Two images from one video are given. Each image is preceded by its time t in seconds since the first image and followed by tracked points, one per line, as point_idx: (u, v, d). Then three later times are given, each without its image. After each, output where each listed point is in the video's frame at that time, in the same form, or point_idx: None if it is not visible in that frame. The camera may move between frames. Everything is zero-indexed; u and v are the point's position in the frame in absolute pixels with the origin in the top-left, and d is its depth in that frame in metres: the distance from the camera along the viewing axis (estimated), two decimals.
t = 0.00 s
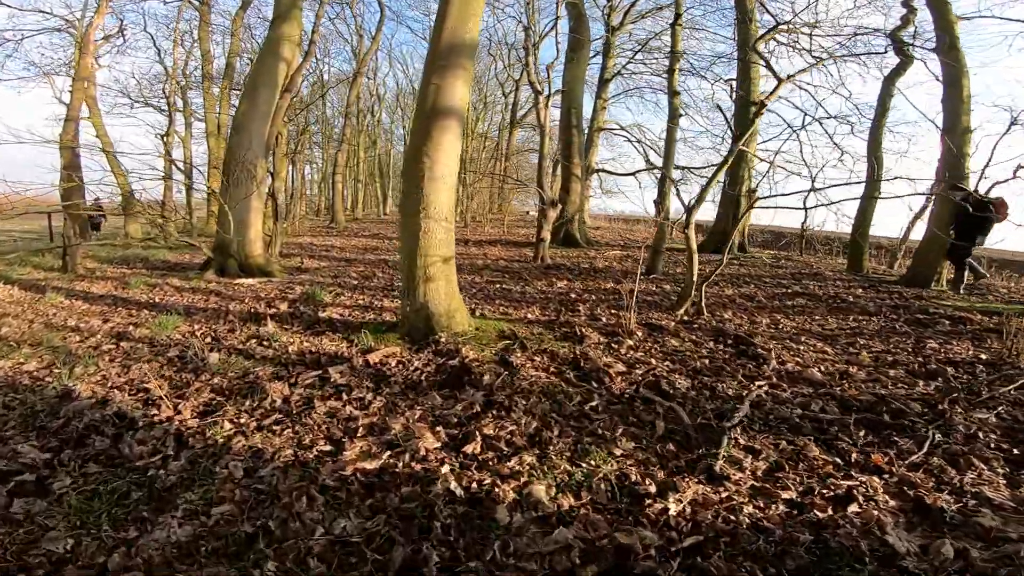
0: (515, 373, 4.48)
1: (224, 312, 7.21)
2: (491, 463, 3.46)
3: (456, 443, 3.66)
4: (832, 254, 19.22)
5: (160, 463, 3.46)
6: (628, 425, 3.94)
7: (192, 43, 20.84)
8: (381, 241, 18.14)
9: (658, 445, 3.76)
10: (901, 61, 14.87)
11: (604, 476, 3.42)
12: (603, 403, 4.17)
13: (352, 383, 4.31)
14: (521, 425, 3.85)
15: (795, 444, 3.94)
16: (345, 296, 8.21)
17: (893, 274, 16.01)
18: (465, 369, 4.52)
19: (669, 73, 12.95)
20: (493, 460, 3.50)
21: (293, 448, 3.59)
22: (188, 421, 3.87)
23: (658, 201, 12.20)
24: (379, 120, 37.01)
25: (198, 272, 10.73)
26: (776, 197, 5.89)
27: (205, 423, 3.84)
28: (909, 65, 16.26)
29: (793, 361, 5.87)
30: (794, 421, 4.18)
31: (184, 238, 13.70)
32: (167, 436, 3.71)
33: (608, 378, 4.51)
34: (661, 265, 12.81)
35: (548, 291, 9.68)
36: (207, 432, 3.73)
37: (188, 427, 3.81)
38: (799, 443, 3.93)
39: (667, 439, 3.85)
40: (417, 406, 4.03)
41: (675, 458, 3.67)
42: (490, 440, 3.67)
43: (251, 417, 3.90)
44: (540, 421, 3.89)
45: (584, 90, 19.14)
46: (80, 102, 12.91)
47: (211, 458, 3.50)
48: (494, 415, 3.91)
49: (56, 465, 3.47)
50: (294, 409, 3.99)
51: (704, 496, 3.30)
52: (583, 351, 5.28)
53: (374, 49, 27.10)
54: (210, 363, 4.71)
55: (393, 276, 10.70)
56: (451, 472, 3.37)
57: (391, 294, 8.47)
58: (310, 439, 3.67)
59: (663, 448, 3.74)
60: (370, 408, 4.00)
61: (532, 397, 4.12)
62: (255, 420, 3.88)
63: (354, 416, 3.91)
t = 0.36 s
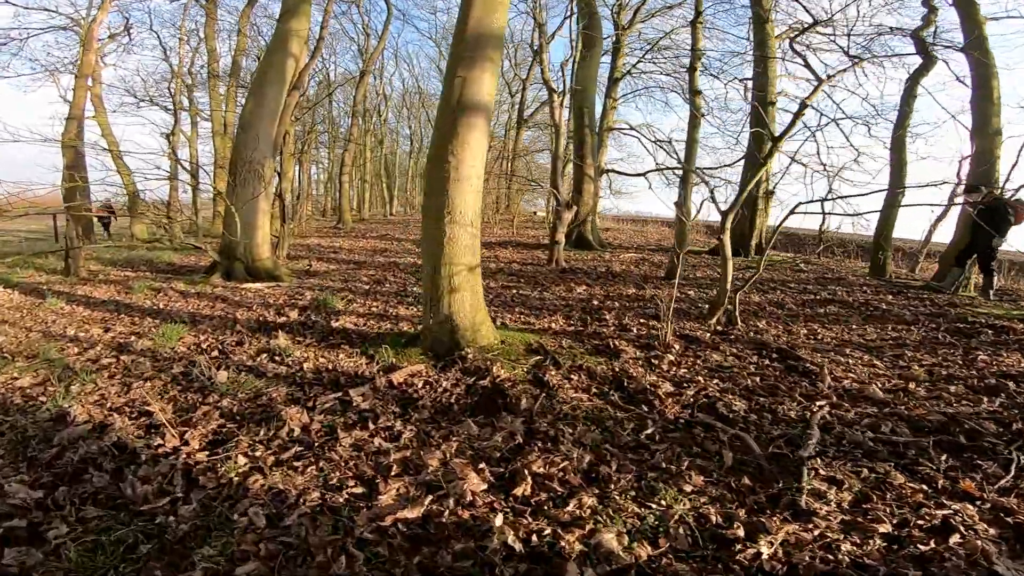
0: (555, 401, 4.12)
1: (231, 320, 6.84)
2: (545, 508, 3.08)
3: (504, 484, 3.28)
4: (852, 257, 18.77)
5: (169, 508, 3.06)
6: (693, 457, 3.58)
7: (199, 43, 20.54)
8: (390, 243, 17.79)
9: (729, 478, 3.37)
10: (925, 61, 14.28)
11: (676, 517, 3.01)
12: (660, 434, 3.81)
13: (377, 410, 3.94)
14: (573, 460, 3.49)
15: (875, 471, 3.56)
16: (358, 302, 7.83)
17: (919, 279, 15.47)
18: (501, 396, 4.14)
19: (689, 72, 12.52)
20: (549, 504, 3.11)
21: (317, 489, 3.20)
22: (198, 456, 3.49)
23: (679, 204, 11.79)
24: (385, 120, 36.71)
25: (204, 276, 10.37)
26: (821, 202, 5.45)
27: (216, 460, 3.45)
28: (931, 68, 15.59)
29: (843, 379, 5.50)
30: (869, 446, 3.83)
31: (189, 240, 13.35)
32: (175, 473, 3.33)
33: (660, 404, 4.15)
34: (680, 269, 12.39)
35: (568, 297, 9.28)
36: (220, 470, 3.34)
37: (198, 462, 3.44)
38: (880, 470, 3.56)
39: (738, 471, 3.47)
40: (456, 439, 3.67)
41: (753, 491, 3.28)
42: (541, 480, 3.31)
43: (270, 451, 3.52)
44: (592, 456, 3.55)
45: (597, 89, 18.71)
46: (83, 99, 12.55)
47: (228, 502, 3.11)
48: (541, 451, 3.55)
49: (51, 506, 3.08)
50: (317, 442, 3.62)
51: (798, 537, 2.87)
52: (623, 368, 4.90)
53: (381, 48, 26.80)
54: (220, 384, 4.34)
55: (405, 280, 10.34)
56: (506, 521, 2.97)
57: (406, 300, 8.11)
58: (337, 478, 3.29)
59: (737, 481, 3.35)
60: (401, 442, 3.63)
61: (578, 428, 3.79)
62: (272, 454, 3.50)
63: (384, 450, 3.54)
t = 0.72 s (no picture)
0: (617, 421, 3.78)
1: (240, 323, 6.42)
2: (638, 546, 2.72)
3: (579, 520, 2.90)
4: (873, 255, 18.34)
5: (182, 557, 2.60)
6: (791, 478, 3.37)
7: (203, 38, 20.07)
8: (397, 241, 17.35)
9: (835, 500, 3.18)
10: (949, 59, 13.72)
11: (794, 548, 2.74)
12: (744, 453, 3.58)
13: (415, 429, 3.56)
14: (656, 488, 3.15)
15: (991, 484, 3.37)
16: (373, 303, 7.40)
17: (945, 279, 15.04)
18: (554, 412, 3.81)
19: (714, 65, 12.04)
20: (640, 541, 2.76)
21: (358, 530, 2.76)
22: (207, 487, 3.06)
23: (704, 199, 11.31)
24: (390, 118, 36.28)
25: (209, 275, 9.93)
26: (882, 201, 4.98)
27: (233, 494, 2.99)
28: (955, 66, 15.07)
29: (908, 387, 5.12)
30: (972, 458, 3.63)
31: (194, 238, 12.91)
32: (184, 511, 2.87)
33: (735, 420, 3.92)
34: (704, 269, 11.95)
35: (591, 297, 8.84)
36: (237, 508, 2.88)
37: (208, 494, 2.99)
38: (996, 483, 3.37)
39: (845, 491, 3.30)
40: (511, 467, 3.29)
41: (870, 511, 3.12)
42: (623, 515, 2.94)
43: (296, 481, 3.09)
44: (677, 481, 3.25)
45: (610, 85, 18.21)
46: (83, 93, 12.10)
47: (250, 548, 2.64)
48: (616, 481, 3.19)
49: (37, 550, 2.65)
50: (349, 471, 3.18)
51: (936, 559, 2.69)
52: (675, 379, 4.53)
53: (388, 46, 26.39)
54: (233, 402, 3.90)
55: (420, 279, 9.97)
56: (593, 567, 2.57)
57: (422, 300, 7.68)
58: (378, 517, 2.84)
59: (848, 502, 3.17)
60: (446, 470, 3.22)
61: (654, 450, 3.51)
62: (297, 485, 3.05)
63: (428, 478, 3.14)
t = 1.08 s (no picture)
0: (669, 455, 3.49)
1: (246, 338, 6.10)
2: None
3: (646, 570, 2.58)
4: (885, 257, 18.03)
5: None
6: (864, 509, 3.05)
7: (203, 39, 19.78)
8: (400, 244, 17.02)
9: (913, 530, 2.87)
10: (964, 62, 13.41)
11: None
12: (810, 482, 3.28)
13: (455, 469, 3.27)
14: (726, 528, 2.84)
15: None
16: (382, 312, 7.08)
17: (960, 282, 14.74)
18: (598, 443, 3.55)
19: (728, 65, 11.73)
20: None
21: None
22: (228, 538, 2.76)
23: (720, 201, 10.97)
24: (391, 119, 35.99)
25: (210, 281, 9.59)
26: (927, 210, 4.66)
27: (260, 549, 2.67)
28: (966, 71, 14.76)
29: (960, 404, 4.80)
30: None
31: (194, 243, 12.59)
32: (205, 566, 2.55)
33: (793, 445, 3.64)
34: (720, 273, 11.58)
35: (607, 305, 8.51)
36: (266, 563, 2.57)
37: (232, 546, 2.69)
38: None
39: (917, 521, 2.96)
40: (561, 509, 2.99)
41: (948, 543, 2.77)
42: (701, 559, 2.62)
43: (327, 532, 2.78)
44: (747, 518, 2.95)
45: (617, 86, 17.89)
46: (80, 93, 11.77)
47: None
48: (683, 523, 2.88)
49: None
50: (387, 519, 2.87)
51: None
52: (717, 403, 4.23)
53: (390, 46, 26.13)
54: (250, 437, 3.63)
55: (430, 285, 9.66)
56: None
57: (434, 309, 7.36)
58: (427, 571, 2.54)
59: (927, 533, 2.84)
60: (493, 516, 2.92)
61: (715, 484, 3.20)
62: (330, 535, 2.76)
63: (473, 526, 2.83)
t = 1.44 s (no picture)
0: (725, 475, 3.13)
1: (242, 340, 5.70)
2: None
3: None
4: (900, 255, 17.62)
5: None
6: (957, 526, 2.70)
7: (202, 36, 19.40)
8: (402, 243, 16.63)
9: (1015, 546, 2.52)
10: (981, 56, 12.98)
11: None
12: (889, 500, 2.96)
13: (482, 497, 2.90)
14: (811, 555, 2.47)
15: None
16: (388, 312, 6.69)
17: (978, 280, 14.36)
18: (644, 462, 3.20)
19: (744, 59, 11.35)
20: None
21: None
22: None
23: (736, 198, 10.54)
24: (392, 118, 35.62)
25: (206, 281, 9.19)
26: (980, 200, 4.29)
27: None
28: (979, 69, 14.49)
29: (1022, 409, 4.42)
30: None
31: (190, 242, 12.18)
32: None
33: (862, 459, 3.38)
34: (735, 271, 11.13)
35: (622, 305, 8.11)
36: None
37: None
38: None
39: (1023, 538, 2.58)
40: (614, 544, 2.61)
41: None
42: None
43: None
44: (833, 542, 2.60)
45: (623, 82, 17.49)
46: (72, 87, 11.37)
47: None
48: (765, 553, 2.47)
49: None
50: (407, 558, 2.50)
51: None
52: (764, 412, 3.98)
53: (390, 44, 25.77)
54: (244, 460, 3.26)
55: (436, 283, 9.27)
56: None
57: (442, 309, 6.95)
58: None
59: None
60: (536, 555, 2.53)
61: (786, 505, 2.86)
62: None
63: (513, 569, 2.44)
